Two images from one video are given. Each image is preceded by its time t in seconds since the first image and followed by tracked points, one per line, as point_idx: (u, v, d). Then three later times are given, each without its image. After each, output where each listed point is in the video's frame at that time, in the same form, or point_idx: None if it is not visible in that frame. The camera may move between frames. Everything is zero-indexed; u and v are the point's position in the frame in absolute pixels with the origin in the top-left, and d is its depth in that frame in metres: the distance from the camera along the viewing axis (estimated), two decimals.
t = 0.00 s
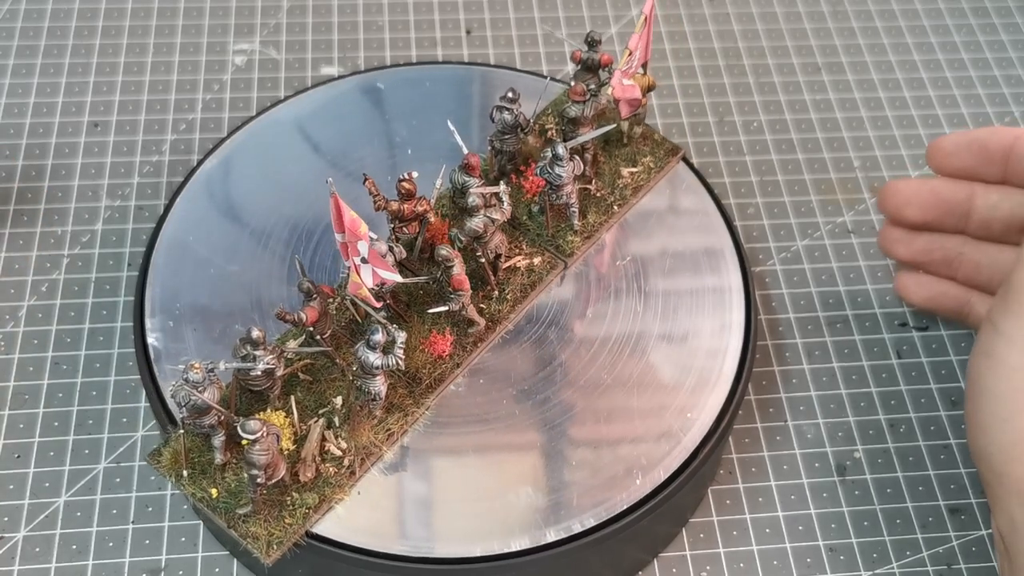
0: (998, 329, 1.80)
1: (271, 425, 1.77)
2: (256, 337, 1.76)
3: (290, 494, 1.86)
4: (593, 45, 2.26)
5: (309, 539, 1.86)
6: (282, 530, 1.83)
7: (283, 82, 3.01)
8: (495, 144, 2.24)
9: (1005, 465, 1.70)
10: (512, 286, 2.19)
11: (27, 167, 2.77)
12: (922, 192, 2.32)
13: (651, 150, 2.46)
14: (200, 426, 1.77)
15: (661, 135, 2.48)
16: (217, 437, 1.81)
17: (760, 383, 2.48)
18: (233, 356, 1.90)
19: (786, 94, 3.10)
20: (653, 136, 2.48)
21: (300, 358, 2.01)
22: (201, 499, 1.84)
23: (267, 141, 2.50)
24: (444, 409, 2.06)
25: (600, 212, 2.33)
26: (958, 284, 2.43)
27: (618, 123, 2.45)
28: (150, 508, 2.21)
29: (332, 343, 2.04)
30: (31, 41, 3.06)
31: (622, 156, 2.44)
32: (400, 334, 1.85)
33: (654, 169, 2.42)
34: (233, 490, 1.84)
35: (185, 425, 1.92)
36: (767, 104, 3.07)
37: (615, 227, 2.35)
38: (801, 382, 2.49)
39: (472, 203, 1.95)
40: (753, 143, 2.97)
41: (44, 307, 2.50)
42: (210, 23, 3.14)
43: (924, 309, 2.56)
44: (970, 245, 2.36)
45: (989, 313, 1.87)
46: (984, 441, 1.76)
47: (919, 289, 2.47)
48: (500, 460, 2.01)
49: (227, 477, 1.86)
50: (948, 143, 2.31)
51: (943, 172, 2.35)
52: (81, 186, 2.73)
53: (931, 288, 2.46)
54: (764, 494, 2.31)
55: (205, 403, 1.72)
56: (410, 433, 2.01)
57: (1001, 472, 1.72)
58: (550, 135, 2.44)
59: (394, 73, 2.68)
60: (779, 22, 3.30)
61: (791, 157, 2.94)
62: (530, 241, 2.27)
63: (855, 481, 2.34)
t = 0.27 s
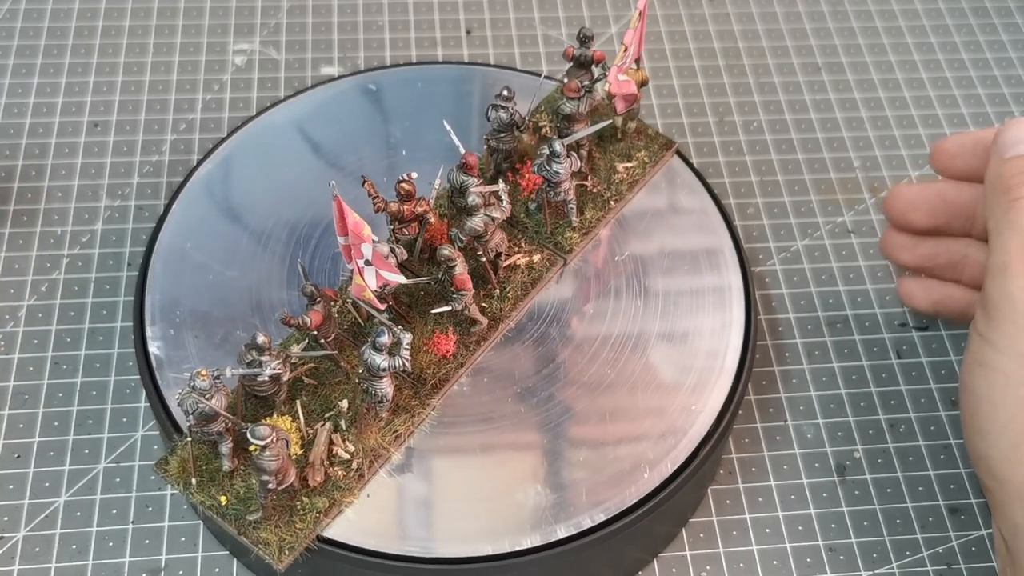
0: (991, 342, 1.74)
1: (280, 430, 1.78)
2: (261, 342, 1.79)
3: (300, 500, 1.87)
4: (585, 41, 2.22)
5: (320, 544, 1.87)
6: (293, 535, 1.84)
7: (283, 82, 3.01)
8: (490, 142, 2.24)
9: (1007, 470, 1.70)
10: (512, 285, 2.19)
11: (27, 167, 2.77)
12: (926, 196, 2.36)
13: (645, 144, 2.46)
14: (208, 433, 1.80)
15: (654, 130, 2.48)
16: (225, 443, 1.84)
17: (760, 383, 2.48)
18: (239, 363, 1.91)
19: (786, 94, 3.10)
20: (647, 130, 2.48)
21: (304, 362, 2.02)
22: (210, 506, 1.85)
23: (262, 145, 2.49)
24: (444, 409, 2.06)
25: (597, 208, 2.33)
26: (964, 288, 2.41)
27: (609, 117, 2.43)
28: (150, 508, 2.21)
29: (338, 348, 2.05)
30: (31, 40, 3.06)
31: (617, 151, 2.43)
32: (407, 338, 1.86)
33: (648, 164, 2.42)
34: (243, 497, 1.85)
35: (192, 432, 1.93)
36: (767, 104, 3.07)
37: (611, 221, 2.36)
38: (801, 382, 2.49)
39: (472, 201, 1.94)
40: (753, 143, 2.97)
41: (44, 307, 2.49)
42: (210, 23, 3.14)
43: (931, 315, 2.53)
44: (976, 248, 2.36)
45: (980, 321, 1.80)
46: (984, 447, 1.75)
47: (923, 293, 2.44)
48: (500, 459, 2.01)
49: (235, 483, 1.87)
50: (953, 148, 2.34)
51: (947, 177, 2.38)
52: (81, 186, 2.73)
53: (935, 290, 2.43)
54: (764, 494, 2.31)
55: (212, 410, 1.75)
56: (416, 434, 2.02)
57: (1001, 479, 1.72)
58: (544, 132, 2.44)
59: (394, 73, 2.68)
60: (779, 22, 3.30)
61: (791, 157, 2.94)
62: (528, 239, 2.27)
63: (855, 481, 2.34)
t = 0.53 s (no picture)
0: (1003, 342, 1.74)
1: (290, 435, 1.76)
2: (268, 347, 1.76)
3: (311, 504, 1.86)
4: (577, 39, 2.24)
5: (334, 548, 1.86)
6: (306, 540, 1.82)
7: (283, 82, 3.01)
8: (486, 141, 2.25)
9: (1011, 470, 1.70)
10: (513, 283, 2.19)
11: (27, 167, 2.77)
12: (938, 191, 2.32)
13: (639, 139, 2.46)
14: (216, 441, 1.76)
15: (647, 124, 2.49)
16: (234, 450, 1.81)
17: (760, 383, 2.48)
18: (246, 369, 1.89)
19: (786, 94, 3.10)
20: (640, 125, 2.49)
21: (309, 366, 2.01)
22: (220, 514, 1.83)
23: (255, 150, 2.48)
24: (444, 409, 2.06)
25: (594, 204, 2.33)
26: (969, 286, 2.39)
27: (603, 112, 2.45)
28: (150, 508, 2.21)
29: (343, 352, 2.04)
30: (31, 40, 3.06)
31: (611, 147, 2.44)
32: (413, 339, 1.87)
33: (643, 158, 2.42)
34: (255, 503, 1.83)
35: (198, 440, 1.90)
36: (767, 104, 3.07)
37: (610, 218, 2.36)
38: (801, 382, 2.49)
39: (472, 200, 1.94)
40: (753, 143, 2.97)
41: (44, 307, 2.50)
42: (210, 23, 3.14)
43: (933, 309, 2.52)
44: (986, 247, 2.34)
45: (993, 321, 1.80)
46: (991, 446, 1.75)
47: (927, 288, 2.43)
48: (500, 459, 2.01)
49: (245, 490, 1.85)
50: (970, 144, 2.29)
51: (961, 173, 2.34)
52: (81, 186, 2.73)
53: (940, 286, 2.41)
54: (764, 494, 2.31)
55: (221, 417, 1.71)
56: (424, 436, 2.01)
57: (1006, 478, 1.71)
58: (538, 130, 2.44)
59: (394, 73, 2.68)
60: (779, 22, 3.30)
61: (791, 157, 2.94)
62: (527, 236, 2.27)
63: (855, 481, 2.34)
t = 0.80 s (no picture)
0: (1003, 342, 1.74)
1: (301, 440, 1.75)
2: (274, 353, 1.75)
3: (322, 508, 1.85)
4: (569, 36, 2.26)
5: (347, 552, 1.85)
6: (318, 545, 1.82)
7: (283, 82, 3.01)
8: (482, 141, 2.26)
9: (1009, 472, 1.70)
10: (514, 281, 2.20)
11: (27, 167, 2.77)
12: (944, 186, 2.31)
13: (632, 134, 2.49)
14: (225, 449, 1.76)
15: (640, 119, 2.52)
16: (243, 458, 1.80)
17: (760, 383, 2.48)
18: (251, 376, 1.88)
19: (786, 94, 3.10)
20: (632, 121, 2.51)
21: (314, 371, 1.99)
22: (231, 522, 1.83)
23: (251, 153, 2.47)
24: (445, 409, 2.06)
25: (590, 200, 2.35)
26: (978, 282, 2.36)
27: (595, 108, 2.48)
28: (150, 508, 2.21)
29: (348, 355, 2.03)
30: (31, 40, 3.06)
31: (605, 143, 2.46)
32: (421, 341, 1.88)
33: (637, 153, 2.45)
34: (265, 510, 1.82)
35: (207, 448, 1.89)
36: (767, 104, 3.07)
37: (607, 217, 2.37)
38: (801, 382, 2.49)
39: (473, 200, 1.95)
40: (753, 143, 2.97)
41: (44, 307, 2.49)
42: (210, 23, 3.14)
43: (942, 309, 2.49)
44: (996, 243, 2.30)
45: (993, 322, 1.80)
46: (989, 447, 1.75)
47: (935, 284, 2.41)
48: (500, 459, 2.01)
49: (255, 497, 1.84)
50: (978, 141, 2.30)
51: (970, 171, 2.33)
52: (81, 186, 2.73)
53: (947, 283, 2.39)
54: (764, 494, 2.31)
55: (230, 425, 1.71)
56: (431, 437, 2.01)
57: (1005, 482, 1.71)
58: (531, 127, 2.43)
59: (394, 73, 2.69)
60: (779, 22, 3.30)
61: (791, 157, 2.94)
62: (526, 234, 2.29)
63: (855, 481, 2.34)
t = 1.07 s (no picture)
0: (940, 376, 1.68)
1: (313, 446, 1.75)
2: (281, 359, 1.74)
3: (334, 513, 1.85)
4: (561, 33, 2.24)
5: (360, 555, 1.86)
6: (332, 549, 1.81)
7: (283, 82, 3.01)
8: (477, 140, 2.26)
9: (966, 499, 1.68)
10: (514, 279, 2.20)
11: (27, 167, 2.77)
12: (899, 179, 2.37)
13: (625, 129, 2.49)
14: (234, 456, 1.76)
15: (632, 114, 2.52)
16: (251, 464, 1.79)
17: (760, 383, 2.48)
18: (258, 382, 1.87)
19: (786, 94, 3.10)
20: (624, 116, 2.51)
21: (319, 376, 1.98)
22: (242, 529, 1.81)
23: (249, 157, 2.46)
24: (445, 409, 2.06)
25: (587, 196, 2.35)
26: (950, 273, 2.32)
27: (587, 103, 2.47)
28: (150, 508, 2.21)
29: (353, 359, 2.01)
30: (31, 40, 3.06)
31: (599, 139, 2.46)
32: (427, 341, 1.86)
33: (631, 148, 2.45)
34: (276, 518, 1.81)
35: (215, 456, 1.88)
36: (767, 104, 3.07)
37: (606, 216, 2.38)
38: (801, 382, 2.49)
39: (473, 199, 1.95)
40: (753, 143, 2.97)
41: (44, 307, 2.50)
42: (210, 23, 3.14)
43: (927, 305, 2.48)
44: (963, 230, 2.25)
45: (930, 356, 1.73)
46: (960, 486, 1.68)
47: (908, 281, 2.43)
48: (500, 460, 2.01)
49: (266, 504, 1.83)
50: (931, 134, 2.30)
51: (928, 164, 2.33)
52: (82, 186, 2.73)
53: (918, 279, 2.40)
54: (764, 494, 2.31)
55: (240, 432, 1.71)
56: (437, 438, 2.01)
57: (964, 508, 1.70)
58: (525, 124, 2.44)
59: (394, 73, 2.69)
60: (779, 22, 3.30)
61: (791, 157, 2.94)
62: (524, 231, 2.28)
63: (855, 481, 2.34)
